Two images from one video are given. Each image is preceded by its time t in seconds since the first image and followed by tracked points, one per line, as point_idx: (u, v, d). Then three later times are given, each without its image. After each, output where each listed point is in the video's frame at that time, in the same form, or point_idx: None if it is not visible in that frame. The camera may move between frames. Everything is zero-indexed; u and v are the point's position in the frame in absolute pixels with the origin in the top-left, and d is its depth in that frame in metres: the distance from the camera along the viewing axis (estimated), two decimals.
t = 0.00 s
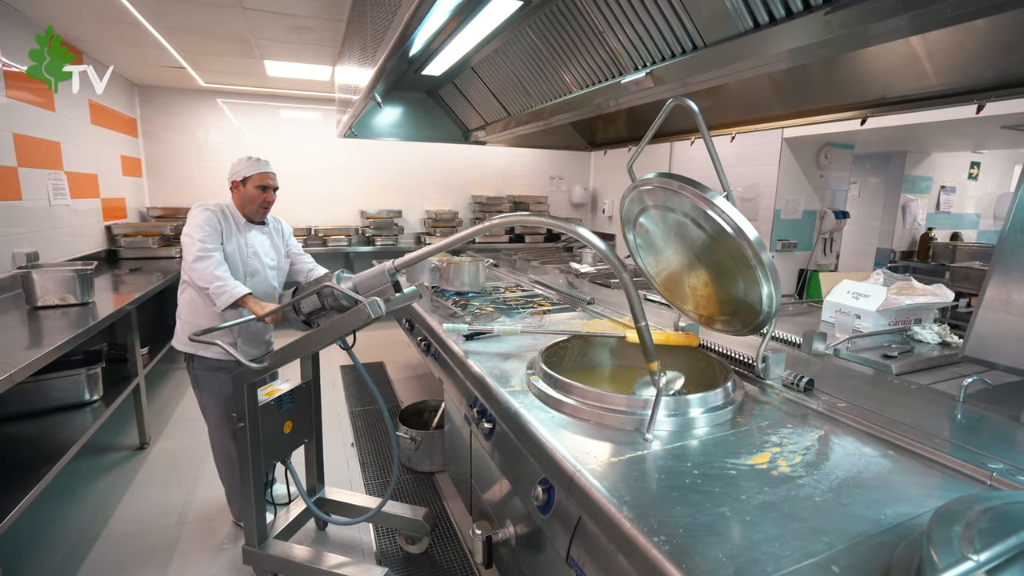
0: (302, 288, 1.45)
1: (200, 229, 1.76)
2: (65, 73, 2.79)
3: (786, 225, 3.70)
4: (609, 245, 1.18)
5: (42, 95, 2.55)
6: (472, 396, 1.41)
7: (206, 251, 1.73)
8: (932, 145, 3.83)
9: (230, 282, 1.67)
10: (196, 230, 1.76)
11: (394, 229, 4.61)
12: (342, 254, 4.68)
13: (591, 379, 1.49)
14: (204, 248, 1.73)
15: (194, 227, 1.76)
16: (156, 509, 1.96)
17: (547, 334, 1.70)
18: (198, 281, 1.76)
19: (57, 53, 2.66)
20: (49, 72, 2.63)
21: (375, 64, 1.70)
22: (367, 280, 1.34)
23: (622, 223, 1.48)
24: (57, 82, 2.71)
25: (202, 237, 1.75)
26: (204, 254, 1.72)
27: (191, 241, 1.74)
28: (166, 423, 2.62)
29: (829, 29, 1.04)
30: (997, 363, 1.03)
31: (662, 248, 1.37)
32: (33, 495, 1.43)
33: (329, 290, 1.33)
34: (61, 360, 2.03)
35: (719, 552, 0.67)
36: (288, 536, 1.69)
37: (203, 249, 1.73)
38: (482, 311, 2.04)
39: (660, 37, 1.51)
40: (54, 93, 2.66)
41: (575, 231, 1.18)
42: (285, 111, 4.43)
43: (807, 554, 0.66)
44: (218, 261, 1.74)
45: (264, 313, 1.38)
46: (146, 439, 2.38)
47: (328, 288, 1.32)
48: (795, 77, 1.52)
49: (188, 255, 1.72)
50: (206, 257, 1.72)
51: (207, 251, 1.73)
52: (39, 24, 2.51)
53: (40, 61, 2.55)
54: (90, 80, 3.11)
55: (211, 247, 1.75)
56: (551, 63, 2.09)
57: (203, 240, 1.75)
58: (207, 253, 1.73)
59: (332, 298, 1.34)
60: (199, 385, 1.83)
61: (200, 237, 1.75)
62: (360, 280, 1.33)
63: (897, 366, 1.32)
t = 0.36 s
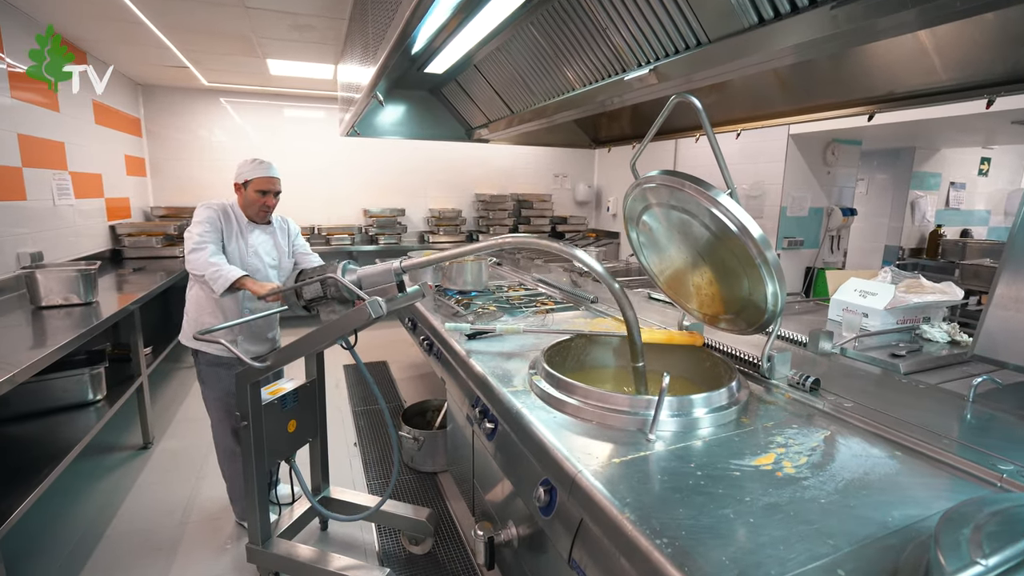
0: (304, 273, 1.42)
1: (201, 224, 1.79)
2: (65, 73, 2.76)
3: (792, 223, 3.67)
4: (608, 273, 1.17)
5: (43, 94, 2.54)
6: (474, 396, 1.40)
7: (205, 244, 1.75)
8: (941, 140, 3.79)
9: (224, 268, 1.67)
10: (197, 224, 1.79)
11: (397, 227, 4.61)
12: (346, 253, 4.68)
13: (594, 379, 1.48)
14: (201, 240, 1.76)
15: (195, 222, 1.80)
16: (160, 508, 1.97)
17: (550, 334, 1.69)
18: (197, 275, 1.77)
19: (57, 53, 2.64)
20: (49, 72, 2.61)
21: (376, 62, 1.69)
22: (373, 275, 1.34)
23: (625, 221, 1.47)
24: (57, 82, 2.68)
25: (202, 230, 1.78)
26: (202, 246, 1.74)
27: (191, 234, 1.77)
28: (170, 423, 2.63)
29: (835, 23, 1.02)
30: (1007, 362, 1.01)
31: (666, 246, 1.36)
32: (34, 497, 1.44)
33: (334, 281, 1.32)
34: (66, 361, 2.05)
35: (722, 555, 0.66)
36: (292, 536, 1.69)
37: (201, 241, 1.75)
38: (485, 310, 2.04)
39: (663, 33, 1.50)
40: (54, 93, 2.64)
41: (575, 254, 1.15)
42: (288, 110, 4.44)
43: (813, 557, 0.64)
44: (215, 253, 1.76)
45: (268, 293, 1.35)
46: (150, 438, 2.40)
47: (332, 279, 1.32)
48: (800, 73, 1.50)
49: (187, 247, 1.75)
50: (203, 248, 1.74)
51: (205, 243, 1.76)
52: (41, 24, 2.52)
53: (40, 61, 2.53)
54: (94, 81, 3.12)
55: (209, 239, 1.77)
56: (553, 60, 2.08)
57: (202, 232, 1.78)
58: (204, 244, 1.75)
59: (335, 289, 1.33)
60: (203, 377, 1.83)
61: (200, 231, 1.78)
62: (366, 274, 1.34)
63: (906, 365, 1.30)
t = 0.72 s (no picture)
0: (307, 257, 1.41)
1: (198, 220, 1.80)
2: (65, 73, 2.72)
3: (799, 220, 3.63)
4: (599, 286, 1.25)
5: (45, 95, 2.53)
6: (476, 395, 1.39)
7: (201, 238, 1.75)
8: (951, 136, 3.73)
9: (219, 255, 1.66)
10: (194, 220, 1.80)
11: (401, 226, 4.61)
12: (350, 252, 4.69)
13: (598, 378, 1.47)
14: (197, 236, 1.75)
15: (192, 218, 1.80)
16: (164, 506, 1.97)
17: (553, 331, 1.68)
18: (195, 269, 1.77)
19: (57, 52, 2.62)
20: (50, 72, 2.58)
21: (377, 58, 1.68)
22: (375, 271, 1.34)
23: (628, 217, 1.45)
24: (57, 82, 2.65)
25: (199, 226, 1.79)
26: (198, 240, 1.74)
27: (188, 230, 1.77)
28: (175, 422, 2.64)
29: (841, 14, 1.00)
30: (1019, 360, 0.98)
31: (669, 242, 1.34)
32: (36, 498, 1.45)
33: (336, 271, 1.32)
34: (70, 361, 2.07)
35: (724, 556, 0.64)
36: (295, 535, 1.69)
37: (196, 235, 1.75)
38: (488, 308, 2.03)
39: (667, 27, 1.48)
40: (54, 92, 2.61)
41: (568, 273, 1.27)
42: (292, 109, 4.45)
43: (817, 559, 0.63)
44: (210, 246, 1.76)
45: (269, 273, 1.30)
46: (155, 437, 2.41)
47: (334, 269, 1.32)
48: (806, 66, 1.48)
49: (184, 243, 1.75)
50: (198, 241, 1.73)
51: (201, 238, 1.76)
52: (43, 24, 2.51)
53: (40, 60, 2.50)
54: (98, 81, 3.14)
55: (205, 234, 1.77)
56: (556, 56, 2.06)
57: (198, 227, 1.78)
58: (199, 238, 1.75)
59: (337, 278, 1.33)
60: (205, 374, 1.82)
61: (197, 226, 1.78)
62: (369, 267, 1.33)
63: (914, 364, 1.27)
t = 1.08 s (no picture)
0: (307, 251, 1.42)
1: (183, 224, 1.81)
2: (65, 73, 2.70)
3: (806, 216, 3.59)
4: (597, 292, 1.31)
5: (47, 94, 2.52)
6: (477, 393, 1.38)
7: (187, 243, 1.76)
8: (963, 129, 3.67)
9: (209, 258, 1.66)
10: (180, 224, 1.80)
11: (406, 224, 4.61)
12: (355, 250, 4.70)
13: (600, 376, 1.45)
14: (184, 240, 1.76)
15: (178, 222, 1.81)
16: (169, 503, 1.98)
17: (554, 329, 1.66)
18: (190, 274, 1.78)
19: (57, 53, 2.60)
20: (49, 72, 2.56)
21: (377, 55, 1.68)
22: (376, 269, 1.33)
23: (630, 213, 1.44)
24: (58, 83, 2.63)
25: (185, 230, 1.79)
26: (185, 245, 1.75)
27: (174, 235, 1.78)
28: (181, 420, 2.65)
29: (848, 3, 0.97)
30: None
31: (671, 238, 1.32)
32: (40, 495, 1.46)
33: (336, 266, 1.33)
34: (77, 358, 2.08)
35: (723, 558, 0.63)
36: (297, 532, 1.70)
37: (183, 239, 1.76)
38: (491, 305, 2.02)
39: (670, 20, 1.45)
40: (54, 92, 2.59)
41: (564, 277, 1.34)
42: (296, 108, 4.46)
43: (819, 562, 0.61)
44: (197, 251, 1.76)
45: (268, 265, 1.29)
46: (161, 435, 2.43)
47: (335, 264, 1.32)
48: (813, 58, 1.45)
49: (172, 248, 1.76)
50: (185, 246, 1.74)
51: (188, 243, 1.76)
52: (42, 24, 2.51)
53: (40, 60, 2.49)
54: (103, 81, 3.17)
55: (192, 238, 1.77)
56: (559, 51, 2.04)
57: (185, 232, 1.79)
58: (185, 243, 1.75)
59: (337, 273, 1.34)
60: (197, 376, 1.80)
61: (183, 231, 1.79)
62: (370, 265, 1.33)
63: (923, 361, 1.25)
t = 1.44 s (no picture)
0: (307, 249, 1.42)
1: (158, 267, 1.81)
2: (65, 74, 2.68)
3: (815, 211, 3.54)
4: (597, 289, 1.29)
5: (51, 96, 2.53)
6: (477, 391, 1.37)
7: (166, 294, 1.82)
8: (976, 121, 3.59)
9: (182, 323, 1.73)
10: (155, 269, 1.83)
11: (412, 222, 4.61)
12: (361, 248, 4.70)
13: (601, 374, 1.43)
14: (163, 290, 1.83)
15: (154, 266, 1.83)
16: (175, 500, 2.00)
17: (556, 327, 1.65)
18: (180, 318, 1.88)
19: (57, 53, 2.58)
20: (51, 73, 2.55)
21: (377, 52, 1.67)
22: (377, 267, 1.33)
23: (631, 209, 1.42)
24: (58, 83, 2.61)
25: (162, 275, 1.82)
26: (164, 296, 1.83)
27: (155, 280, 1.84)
28: (187, 418, 2.68)
29: None
30: None
31: (674, 234, 1.30)
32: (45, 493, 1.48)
33: (335, 264, 1.33)
34: (83, 356, 2.10)
35: (721, 561, 0.61)
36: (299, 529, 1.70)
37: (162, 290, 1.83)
38: (493, 303, 2.01)
39: (673, 12, 1.43)
40: (54, 92, 2.57)
41: (564, 275, 1.32)
42: (302, 106, 4.46)
43: (820, 566, 0.59)
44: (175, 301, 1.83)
45: (268, 263, 1.29)
46: (168, 432, 2.45)
47: (334, 262, 1.32)
48: (819, 49, 1.42)
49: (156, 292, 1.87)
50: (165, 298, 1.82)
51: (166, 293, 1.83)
52: (42, 24, 2.50)
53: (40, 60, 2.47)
54: (109, 81, 3.20)
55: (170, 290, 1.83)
56: (560, 45, 2.02)
57: (161, 280, 1.82)
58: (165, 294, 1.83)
59: (336, 271, 1.34)
60: (190, 379, 1.77)
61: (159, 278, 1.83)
62: (370, 263, 1.32)
63: (932, 358, 1.22)
